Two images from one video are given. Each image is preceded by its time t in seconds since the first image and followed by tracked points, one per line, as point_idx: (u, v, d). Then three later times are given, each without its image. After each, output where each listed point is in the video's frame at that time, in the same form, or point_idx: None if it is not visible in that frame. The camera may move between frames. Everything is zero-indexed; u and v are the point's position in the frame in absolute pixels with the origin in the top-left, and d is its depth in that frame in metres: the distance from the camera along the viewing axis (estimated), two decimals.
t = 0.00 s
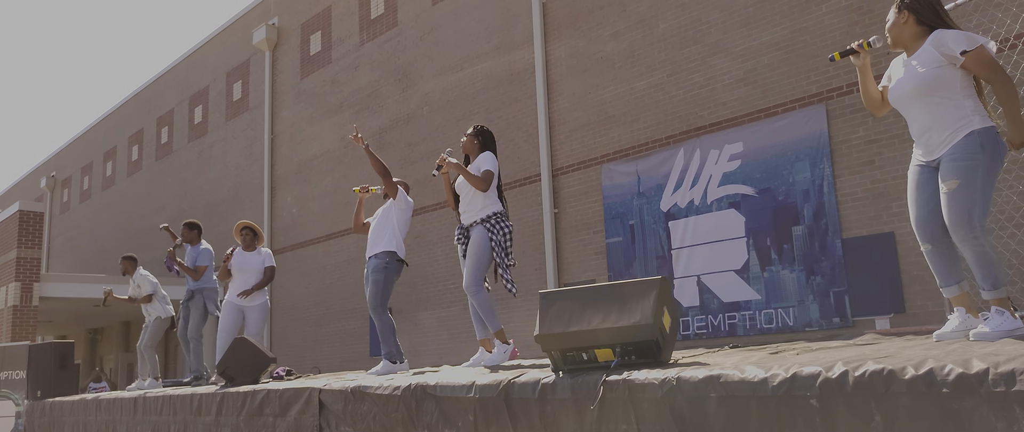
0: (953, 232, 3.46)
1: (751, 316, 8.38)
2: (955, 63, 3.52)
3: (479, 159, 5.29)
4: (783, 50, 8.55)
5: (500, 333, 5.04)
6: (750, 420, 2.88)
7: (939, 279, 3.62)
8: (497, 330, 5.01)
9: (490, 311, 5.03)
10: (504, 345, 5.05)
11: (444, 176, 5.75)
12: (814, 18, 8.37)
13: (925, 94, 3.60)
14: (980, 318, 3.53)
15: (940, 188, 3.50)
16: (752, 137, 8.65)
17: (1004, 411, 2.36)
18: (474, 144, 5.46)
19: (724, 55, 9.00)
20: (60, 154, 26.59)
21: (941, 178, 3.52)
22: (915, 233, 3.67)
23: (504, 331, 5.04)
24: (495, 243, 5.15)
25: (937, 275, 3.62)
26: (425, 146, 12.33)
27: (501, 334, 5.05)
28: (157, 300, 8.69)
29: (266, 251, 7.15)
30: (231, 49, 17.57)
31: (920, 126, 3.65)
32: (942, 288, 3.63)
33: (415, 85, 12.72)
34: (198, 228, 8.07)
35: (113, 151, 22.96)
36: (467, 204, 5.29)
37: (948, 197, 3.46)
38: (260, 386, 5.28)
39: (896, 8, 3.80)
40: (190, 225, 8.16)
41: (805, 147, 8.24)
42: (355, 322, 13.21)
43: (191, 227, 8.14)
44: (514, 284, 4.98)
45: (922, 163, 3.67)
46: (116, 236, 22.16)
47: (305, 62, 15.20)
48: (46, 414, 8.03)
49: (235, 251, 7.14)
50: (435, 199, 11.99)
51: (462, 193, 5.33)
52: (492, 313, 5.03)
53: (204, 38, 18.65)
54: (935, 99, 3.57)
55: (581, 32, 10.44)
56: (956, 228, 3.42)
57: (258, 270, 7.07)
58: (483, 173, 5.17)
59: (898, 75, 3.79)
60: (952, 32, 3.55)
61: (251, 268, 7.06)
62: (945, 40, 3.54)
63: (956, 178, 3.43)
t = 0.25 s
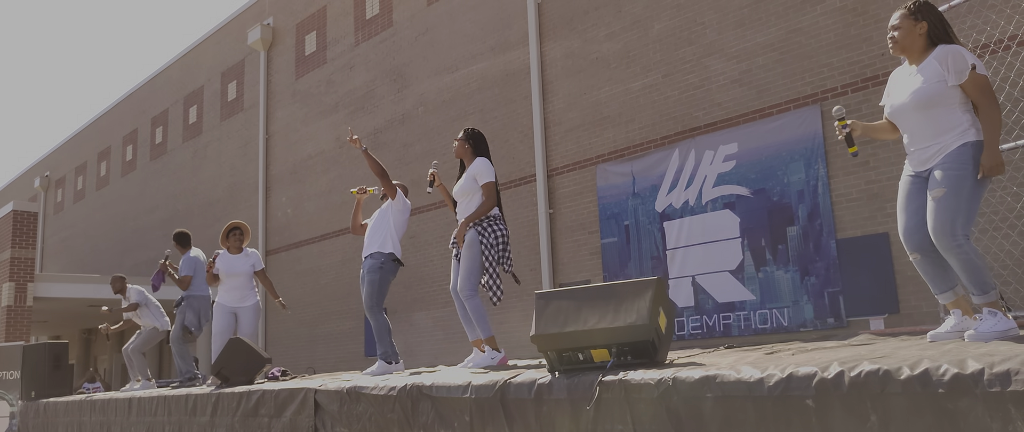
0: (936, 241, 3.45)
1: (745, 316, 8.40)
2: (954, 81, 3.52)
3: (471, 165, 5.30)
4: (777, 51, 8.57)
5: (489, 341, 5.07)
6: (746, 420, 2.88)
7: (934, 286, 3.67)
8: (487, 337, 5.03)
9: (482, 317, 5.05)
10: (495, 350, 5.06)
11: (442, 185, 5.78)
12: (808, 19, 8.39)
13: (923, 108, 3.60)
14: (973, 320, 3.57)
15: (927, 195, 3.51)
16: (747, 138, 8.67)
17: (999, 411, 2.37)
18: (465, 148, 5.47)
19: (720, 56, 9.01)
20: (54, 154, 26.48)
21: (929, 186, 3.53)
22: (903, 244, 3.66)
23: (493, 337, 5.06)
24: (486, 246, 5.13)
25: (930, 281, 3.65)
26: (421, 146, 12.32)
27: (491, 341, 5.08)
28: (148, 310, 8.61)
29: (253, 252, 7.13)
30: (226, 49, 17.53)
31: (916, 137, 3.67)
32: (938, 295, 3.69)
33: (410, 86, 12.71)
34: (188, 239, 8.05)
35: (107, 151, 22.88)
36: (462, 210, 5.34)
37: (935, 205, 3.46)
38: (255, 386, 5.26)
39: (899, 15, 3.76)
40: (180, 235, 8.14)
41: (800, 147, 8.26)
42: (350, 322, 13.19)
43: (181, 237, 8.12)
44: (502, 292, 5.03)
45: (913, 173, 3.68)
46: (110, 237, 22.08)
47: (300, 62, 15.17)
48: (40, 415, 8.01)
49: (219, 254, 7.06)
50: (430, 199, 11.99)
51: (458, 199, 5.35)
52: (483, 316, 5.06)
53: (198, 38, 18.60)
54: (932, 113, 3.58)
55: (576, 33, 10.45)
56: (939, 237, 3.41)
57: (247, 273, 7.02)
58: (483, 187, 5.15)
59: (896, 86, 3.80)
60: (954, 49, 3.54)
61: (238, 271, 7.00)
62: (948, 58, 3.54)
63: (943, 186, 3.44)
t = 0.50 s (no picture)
0: (951, 231, 3.52)
1: (741, 317, 8.41)
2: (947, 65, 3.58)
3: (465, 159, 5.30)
4: (773, 52, 8.59)
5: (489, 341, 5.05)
6: (741, 420, 2.89)
7: (935, 284, 3.69)
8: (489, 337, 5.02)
9: (487, 316, 5.05)
10: (491, 351, 5.02)
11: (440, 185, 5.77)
12: (803, 20, 8.41)
13: (917, 91, 3.64)
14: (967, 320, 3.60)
15: (932, 188, 3.55)
16: (742, 138, 8.69)
17: (992, 412, 2.38)
18: (456, 142, 5.48)
19: (715, 57, 9.03)
20: (48, 154, 26.40)
21: (931, 179, 3.57)
22: (914, 239, 3.73)
23: (493, 337, 5.04)
24: (491, 241, 5.16)
25: (933, 279, 3.68)
26: (416, 147, 12.31)
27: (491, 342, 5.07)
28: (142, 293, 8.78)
29: (242, 248, 7.14)
30: (221, 49, 17.50)
31: (906, 123, 3.69)
32: (937, 293, 3.72)
33: (406, 86, 12.70)
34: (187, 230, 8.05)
35: (102, 151, 22.83)
36: (460, 205, 5.32)
37: (943, 197, 3.51)
38: (251, 387, 5.26)
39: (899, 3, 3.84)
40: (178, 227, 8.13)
41: (795, 148, 8.28)
42: (346, 322, 13.18)
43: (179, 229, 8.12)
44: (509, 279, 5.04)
45: (906, 161, 3.70)
46: (105, 237, 22.03)
47: (295, 63, 15.15)
48: (35, 415, 7.99)
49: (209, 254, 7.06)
50: (426, 200, 11.98)
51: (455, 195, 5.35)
52: (489, 315, 5.06)
53: (193, 38, 18.57)
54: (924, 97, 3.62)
55: (572, 33, 10.46)
56: (955, 226, 3.48)
57: (237, 269, 7.02)
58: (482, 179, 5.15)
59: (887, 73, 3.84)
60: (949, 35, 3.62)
61: (229, 268, 6.99)
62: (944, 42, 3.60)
63: (949, 177, 3.49)
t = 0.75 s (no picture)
0: (937, 232, 3.52)
1: (737, 317, 8.43)
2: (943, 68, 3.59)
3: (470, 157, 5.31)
4: (769, 53, 8.60)
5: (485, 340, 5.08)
6: (738, 420, 2.90)
7: (929, 282, 3.71)
8: (484, 336, 5.05)
9: (483, 316, 5.11)
10: (488, 351, 5.06)
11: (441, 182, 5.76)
12: (799, 21, 8.43)
13: (914, 94, 3.64)
14: (962, 320, 3.60)
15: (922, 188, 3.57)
16: (738, 139, 8.70)
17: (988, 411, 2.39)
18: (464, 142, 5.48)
19: (711, 57, 9.04)
20: (44, 154, 26.31)
21: (922, 179, 3.58)
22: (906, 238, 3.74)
23: (491, 337, 5.08)
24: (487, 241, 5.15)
25: (927, 278, 3.70)
26: (412, 147, 12.31)
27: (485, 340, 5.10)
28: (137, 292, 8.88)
29: (239, 248, 7.13)
30: (217, 49, 17.47)
31: (901, 127, 3.70)
32: (931, 292, 3.73)
33: (402, 86, 12.70)
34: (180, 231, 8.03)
35: (98, 151, 22.77)
36: (459, 202, 5.31)
37: (931, 198, 3.52)
38: (247, 387, 5.25)
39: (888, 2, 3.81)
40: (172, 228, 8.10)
41: (791, 148, 8.29)
42: (341, 323, 13.16)
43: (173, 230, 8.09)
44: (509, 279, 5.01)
45: (900, 163, 3.71)
46: (100, 237, 21.97)
47: (291, 62, 15.13)
48: (30, 415, 7.97)
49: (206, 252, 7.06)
50: (422, 200, 11.97)
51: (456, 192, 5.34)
52: (486, 316, 5.11)
53: (189, 38, 18.53)
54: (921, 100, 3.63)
55: (568, 34, 10.46)
56: (940, 228, 3.49)
57: (234, 268, 7.02)
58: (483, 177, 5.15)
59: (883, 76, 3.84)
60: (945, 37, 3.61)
61: (226, 267, 6.99)
62: (939, 44, 3.60)
63: (938, 178, 3.50)
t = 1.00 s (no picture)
0: (921, 240, 3.49)
1: (733, 316, 8.44)
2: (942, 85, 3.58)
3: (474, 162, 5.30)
4: (766, 52, 8.61)
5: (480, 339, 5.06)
6: (736, 418, 2.89)
7: (922, 285, 3.71)
8: (479, 336, 5.05)
9: (475, 315, 5.13)
10: (484, 350, 5.03)
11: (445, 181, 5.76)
12: (796, 21, 8.44)
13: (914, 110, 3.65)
14: (958, 320, 3.61)
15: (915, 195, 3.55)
16: (735, 138, 8.71)
17: (987, 409, 2.39)
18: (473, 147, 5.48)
19: (708, 57, 9.05)
20: (39, 153, 26.24)
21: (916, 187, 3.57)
22: (892, 242, 3.69)
23: (486, 336, 5.07)
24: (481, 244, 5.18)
25: (920, 281, 3.71)
26: (409, 146, 12.30)
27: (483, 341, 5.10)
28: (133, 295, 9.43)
29: (246, 252, 7.08)
30: (214, 48, 17.43)
31: (902, 141, 3.73)
32: (926, 294, 3.74)
33: (399, 85, 12.68)
34: (177, 237, 7.98)
35: (94, 150, 22.71)
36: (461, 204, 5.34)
37: (921, 205, 3.50)
38: (244, 386, 5.23)
39: (890, 15, 3.80)
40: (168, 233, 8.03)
41: (787, 148, 8.30)
42: (338, 322, 13.15)
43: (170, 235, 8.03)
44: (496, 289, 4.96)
45: (900, 174, 3.72)
46: (96, 237, 21.92)
47: (288, 62, 15.10)
48: (26, 415, 7.95)
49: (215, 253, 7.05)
50: (419, 199, 11.96)
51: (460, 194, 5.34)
52: (475, 316, 5.13)
53: (186, 37, 18.50)
54: (921, 116, 3.64)
55: (565, 33, 10.46)
56: (924, 236, 3.44)
57: (239, 272, 7.00)
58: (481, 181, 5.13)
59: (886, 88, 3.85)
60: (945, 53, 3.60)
61: (231, 270, 6.98)
62: (940, 61, 3.59)
63: (931, 187, 3.49)
